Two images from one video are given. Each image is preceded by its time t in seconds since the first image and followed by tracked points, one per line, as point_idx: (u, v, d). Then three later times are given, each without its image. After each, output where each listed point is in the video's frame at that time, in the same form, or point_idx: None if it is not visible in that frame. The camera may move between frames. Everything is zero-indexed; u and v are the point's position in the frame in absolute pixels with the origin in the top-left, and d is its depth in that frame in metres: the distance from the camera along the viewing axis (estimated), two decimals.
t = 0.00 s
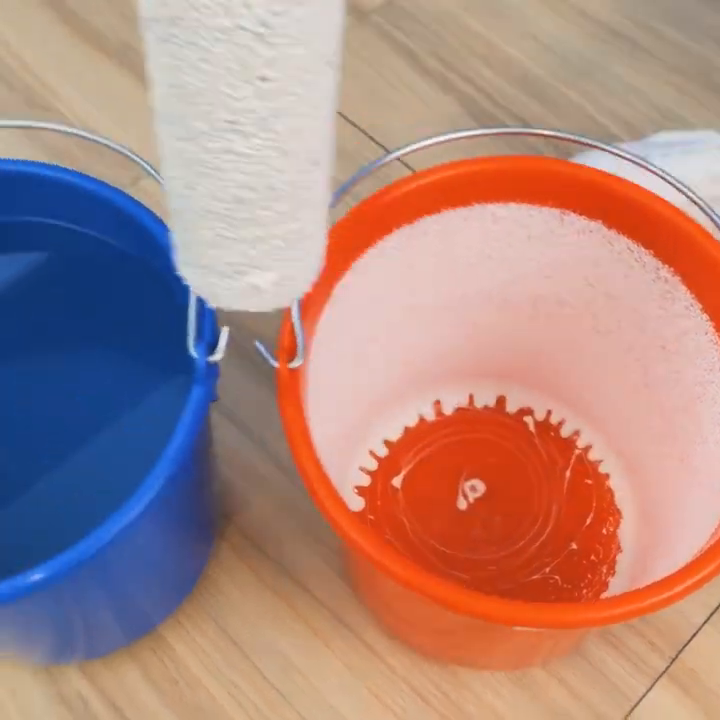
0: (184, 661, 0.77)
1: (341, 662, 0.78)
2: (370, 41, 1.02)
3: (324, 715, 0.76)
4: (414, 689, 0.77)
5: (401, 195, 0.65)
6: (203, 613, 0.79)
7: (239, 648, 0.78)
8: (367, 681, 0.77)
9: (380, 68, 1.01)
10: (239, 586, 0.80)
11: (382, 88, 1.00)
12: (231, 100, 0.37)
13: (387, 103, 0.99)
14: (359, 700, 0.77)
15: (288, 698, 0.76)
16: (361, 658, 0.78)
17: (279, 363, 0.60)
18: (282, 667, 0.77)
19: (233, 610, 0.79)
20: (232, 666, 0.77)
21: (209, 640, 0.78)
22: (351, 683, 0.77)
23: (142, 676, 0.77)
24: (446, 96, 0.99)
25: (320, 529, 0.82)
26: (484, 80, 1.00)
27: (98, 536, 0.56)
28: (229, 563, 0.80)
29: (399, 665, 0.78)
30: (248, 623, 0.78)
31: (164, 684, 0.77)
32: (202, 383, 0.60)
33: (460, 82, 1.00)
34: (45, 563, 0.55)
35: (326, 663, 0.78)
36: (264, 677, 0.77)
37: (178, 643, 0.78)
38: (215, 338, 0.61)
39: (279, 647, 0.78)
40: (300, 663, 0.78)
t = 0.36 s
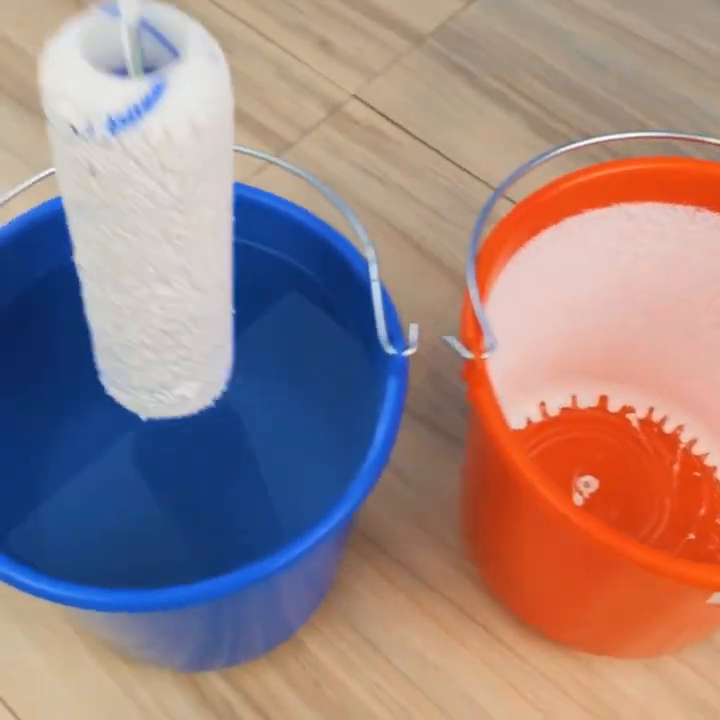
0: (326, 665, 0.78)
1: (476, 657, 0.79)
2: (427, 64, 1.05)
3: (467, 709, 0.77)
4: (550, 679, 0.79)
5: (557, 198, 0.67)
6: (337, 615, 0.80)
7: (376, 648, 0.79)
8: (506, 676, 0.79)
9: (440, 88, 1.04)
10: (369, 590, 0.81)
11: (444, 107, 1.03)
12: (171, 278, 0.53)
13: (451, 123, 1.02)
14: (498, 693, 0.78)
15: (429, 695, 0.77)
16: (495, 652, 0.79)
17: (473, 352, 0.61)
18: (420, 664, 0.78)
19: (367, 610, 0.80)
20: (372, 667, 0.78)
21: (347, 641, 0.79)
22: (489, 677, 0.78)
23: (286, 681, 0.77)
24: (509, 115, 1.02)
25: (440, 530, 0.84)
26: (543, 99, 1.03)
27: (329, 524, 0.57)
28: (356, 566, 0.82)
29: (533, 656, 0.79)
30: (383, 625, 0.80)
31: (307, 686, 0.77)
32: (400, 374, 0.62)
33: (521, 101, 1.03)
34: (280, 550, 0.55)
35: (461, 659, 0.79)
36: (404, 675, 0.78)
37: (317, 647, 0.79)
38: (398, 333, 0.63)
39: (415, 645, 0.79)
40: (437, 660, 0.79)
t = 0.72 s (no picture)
0: (443, 663, 0.72)
1: (600, 644, 0.73)
2: (476, 46, 1.01)
3: (597, 700, 0.71)
4: (680, 662, 0.73)
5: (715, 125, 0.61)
6: (448, 609, 0.74)
7: (494, 641, 0.73)
8: (634, 662, 0.73)
9: (492, 70, 0.99)
10: (478, 582, 0.75)
11: (498, 87, 0.98)
12: (312, 359, 0.59)
13: (507, 103, 0.97)
14: (628, 681, 0.72)
15: (556, 689, 0.72)
16: (619, 638, 0.74)
17: (640, 293, 0.55)
18: (541, 656, 0.73)
19: (478, 602, 0.75)
20: (492, 662, 0.72)
21: (462, 636, 0.73)
22: (616, 665, 0.73)
23: (403, 681, 0.71)
24: (566, 92, 0.98)
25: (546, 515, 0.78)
26: (599, 75, 0.99)
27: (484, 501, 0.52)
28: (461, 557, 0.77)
29: (660, 641, 0.74)
30: (499, 616, 0.74)
31: (425, 686, 0.71)
32: (560, 326, 0.57)
33: (576, 78, 0.99)
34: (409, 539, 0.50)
35: (584, 648, 0.73)
36: (526, 668, 0.72)
37: (431, 644, 0.73)
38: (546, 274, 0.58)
39: (534, 636, 0.73)
40: (559, 650, 0.73)
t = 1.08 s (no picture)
0: (534, 664, 0.65)
1: (707, 639, 0.66)
2: (525, 11, 0.94)
3: (708, 700, 0.64)
4: None
5: None
6: (537, 605, 0.68)
7: (589, 638, 0.66)
8: None
9: (543, 32, 0.92)
10: (568, 575, 0.68)
11: (552, 50, 0.90)
12: (374, 425, 0.61)
13: (562, 67, 0.89)
14: None
15: (661, 690, 0.64)
16: None
17: None
18: (643, 654, 0.66)
19: (569, 598, 0.68)
20: (588, 661, 0.65)
21: (553, 635, 0.66)
22: None
23: (491, 687, 0.65)
24: (624, 54, 0.90)
25: (637, 500, 0.71)
26: (657, 35, 0.92)
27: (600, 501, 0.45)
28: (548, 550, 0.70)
29: None
30: (592, 610, 0.67)
31: (518, 691, 0.64)
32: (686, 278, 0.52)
33: (634, 40, 0.91)
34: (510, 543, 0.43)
35: (689, 644, 0.66)
36: (626, 667, 0.65)
37: (521, 645, 0.66)
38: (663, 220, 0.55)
39: (633, 632, 0.66)
40: (663, 647, 0.66)
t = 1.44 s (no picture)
0: (590, 683, 0.62)
1: None
2: None
3: None
4: None
5: None
6: (592, 621, 0.64)
7: (649, 656, 0.62)
8: None
9: (584, 12, 0.87)
10: (623, 587, 0.65)
11: (594, 30, 0.86)
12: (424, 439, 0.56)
13: (605, 47, 0.84)
14: None
15: None
16: None
17: None
18: (706, 670, 0.62)
19: (626, 613, 0.64)
20: (648, 679, 0.61)
21: (610, 652, 0.62)
22: None
23: (545, 708, 0.61)
24: (670, 31, 0.85)
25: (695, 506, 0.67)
26: (705, 11, 0.87)
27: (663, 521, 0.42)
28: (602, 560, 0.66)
29: None
30: (650, 625, 0.63)
31: (574, 713, 0.61)
32: None
33: (681, 16, 0.86)
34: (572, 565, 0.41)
35: None
36: (689, 685, 0.61)
37: (575, 664, 0.62)
38: None
39: (695, 647, 0.62)
40: None
